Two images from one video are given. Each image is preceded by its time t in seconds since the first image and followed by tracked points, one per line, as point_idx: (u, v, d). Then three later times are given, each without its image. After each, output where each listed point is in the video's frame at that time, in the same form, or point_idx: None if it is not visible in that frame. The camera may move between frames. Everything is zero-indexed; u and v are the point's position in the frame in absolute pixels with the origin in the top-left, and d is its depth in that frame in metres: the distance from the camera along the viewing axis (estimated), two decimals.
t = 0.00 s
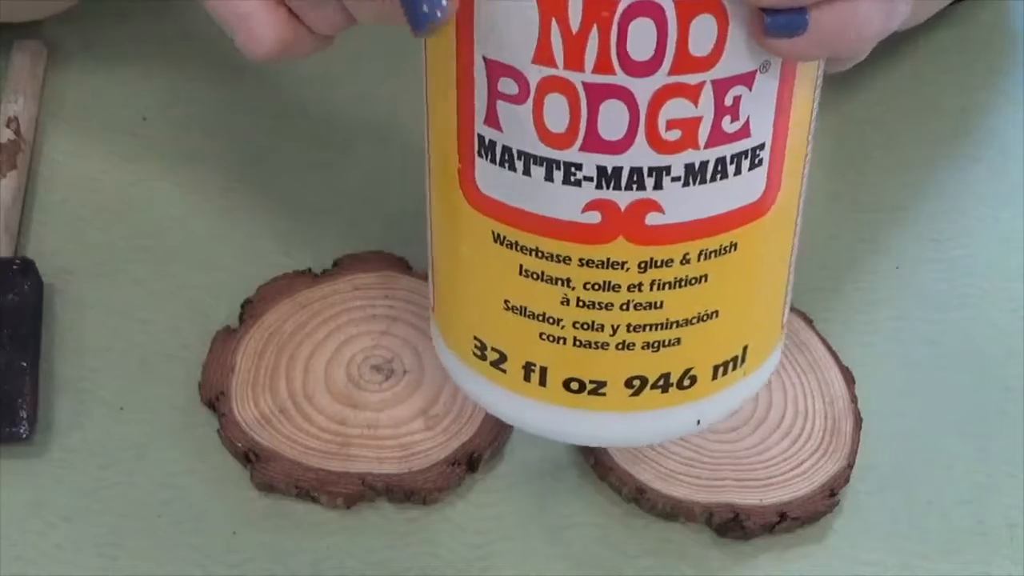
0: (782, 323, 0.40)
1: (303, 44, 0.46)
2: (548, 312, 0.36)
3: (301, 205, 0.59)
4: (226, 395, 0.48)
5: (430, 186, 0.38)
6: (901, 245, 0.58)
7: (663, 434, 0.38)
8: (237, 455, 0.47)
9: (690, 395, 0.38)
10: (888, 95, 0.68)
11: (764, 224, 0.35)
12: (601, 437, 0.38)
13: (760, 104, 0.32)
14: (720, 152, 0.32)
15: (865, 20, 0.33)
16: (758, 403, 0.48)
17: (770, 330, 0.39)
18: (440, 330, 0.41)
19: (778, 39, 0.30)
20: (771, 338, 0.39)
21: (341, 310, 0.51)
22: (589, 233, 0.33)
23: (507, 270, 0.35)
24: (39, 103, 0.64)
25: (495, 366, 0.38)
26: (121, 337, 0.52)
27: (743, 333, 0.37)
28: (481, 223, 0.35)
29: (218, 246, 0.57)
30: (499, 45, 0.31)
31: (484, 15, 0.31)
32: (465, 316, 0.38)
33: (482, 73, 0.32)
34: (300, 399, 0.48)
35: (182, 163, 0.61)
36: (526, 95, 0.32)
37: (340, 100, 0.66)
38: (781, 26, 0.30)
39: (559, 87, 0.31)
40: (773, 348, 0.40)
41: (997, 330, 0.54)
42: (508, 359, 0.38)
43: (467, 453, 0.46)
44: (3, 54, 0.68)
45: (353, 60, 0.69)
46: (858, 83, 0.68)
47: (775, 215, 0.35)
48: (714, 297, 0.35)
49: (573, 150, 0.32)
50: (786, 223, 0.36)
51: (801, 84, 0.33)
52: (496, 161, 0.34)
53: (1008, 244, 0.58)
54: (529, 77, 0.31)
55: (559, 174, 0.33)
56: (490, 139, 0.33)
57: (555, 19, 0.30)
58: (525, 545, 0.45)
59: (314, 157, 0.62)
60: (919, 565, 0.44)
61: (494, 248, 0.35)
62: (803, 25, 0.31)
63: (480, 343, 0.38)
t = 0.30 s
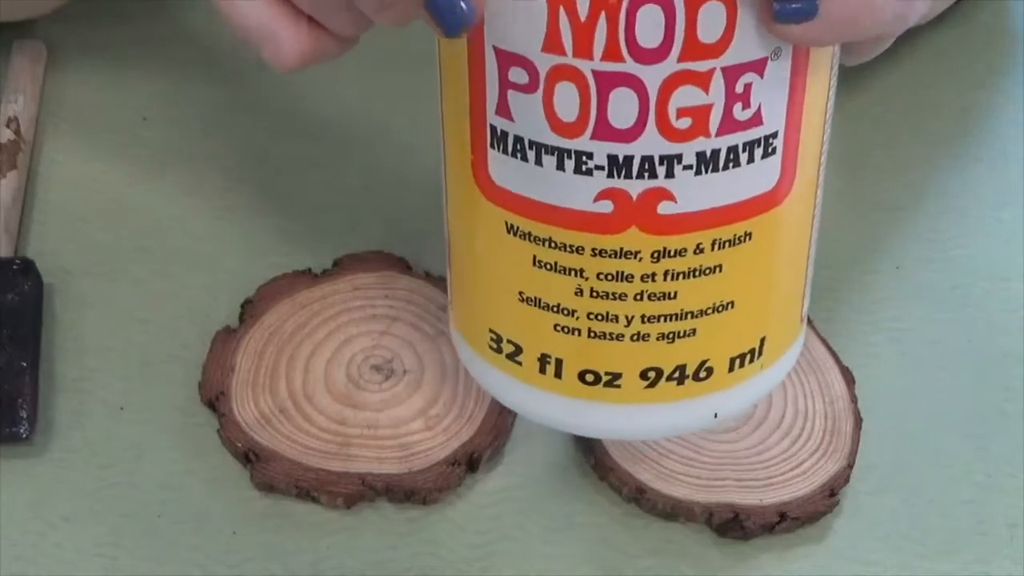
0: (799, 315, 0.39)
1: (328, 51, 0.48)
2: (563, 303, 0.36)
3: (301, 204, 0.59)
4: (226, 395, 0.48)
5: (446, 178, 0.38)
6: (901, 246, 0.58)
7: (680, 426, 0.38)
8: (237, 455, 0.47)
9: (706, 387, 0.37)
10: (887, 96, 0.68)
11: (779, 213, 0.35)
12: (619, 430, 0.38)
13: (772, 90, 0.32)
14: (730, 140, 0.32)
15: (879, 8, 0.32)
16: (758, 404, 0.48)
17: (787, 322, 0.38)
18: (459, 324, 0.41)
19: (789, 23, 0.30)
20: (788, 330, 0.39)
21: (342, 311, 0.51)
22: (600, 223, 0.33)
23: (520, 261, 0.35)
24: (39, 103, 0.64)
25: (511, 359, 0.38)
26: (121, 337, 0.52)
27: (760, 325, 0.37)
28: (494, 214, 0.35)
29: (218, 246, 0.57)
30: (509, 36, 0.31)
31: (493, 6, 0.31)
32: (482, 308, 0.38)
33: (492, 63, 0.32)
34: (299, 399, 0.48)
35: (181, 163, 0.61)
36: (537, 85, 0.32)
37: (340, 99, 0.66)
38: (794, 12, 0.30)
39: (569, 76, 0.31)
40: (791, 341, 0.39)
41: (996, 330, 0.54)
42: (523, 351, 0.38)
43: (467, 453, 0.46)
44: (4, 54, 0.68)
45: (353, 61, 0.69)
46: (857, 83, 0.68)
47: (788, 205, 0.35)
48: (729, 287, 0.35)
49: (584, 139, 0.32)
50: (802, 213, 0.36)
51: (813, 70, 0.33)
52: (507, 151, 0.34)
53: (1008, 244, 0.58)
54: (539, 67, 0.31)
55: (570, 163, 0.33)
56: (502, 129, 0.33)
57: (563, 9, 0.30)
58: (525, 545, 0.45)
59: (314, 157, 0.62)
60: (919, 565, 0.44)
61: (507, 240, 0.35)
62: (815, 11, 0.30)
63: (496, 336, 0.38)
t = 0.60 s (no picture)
0: (803, 302, 0.39)
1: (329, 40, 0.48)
2: (571, 289, 0.36)
3: (301, 204, 0.59)
4: (226, 395, 0.48)
5: (451, 164, 0.38)
6: (901, 245, 0.58)
7: (686, 412, 0.38)
8: (237, 455, 0.47)
9: (712, 373, 0.37)
10: (887, 96, 0.67)
11: (786, 197, 0.35)
12: (623, 417, 0.38)
13: (783, 72, 0.32)
14: (742, 121, 0.32)
15: None
16: (757, 404, 0.48)
17: (793, 308, 0.39)
18: (460, 312, 0.41)
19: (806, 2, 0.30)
20: (794, 316, 0.39)
21: (342, 311, 0.51)
22: (610, 206, 0.33)
23: (527, 246, 0.35)
24: (39, 103, 0.64)
25: (516, 346, 0.38)
26: (121, 337, 0.52)
27: (766, 310, 0.37)
28: (502, 198, 0.35)
29: (218, 246, 0.57)
30: (521, 15, 0.31)
31: None
32: (486, 296, 0.38)
33: (503, 45, 0.32)
34: (299, 398, 0.48)
35: (181, 163, 0.61)
36: (548, 66, 0.32)
37: (340, 99, 0.66)
38: None
39: (581, 56, 0.31)
40: (796, 328, 0.40)
41: (996, 330, 0.54)
42: (528, 338, 0.37)
43: (467, 453, 0.46)
44: (4, 54, 0.68)
45: (353, 61, 0.69)
46: (857, 83, 0.68)
47: (796, 189, 0.35)
48: (737, 271, 0.35)
49: (595, 120, 0.32)
50: (808, 198, 0.36)
51: (824, 51, 0.33)
52: (517, 133, 0.34)
53: (1008, 244, 0.58)
54: (550, 47, 0.31)
55: (581, 145, 0.33)
56: (511, 110, 0.33)
57: None
58: (525, 545, 0.45)
59: (314, 157, 0.62)
60: (919, 565, 0.44)
61: (515, 224, 0.35)
62: None
63: (500, 323, 0.38)
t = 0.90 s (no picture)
0: (804, 305, 0.39)
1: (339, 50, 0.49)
2: (575, 297, 0.36)
3: (301, 204, 0.59)
4: (226, 395, 0.48)
5: (453, 169, 0.38)
6: (901, 245, 0.58)
7: (689, 417, 0.38)
8: (237, 455, 0.47)
9: (715, 379, 0.37)
10: (887, 96, 0.67)
11: (789, 205, 0.35)
12: (627, 422, 0.38)
13: (787, 84, 0.32)
14: (747, 132, 0.32)
15: None
16: (758, 404, 0.48)
17: (794, 313, 0.39)
18: (463, 317, 0.41)
19: (808, 15, 0.30)
20: (795, 320, 0.39)
21: (342, 311, 0.51)
22: (614, 216, 0.33)
23: (530, 255, 0.35)
24: (39, 103, 0.64)
25: (519, 352, 0.38)
26: (121, 337, 0.52)
27: (768, 317, 0.37)
28: (506, 208, 0.35)
29: (218, 246, 0.57)
30: (525, 29, 0.31)
31: None
32: (489, 303, 0.38)
33: (507, 57, 0.32)
34: (299, 398, 0.48)
35: (181, 163, 0.61)
36: (552, 78, 0.32)
37: (340, 99, 0.66)
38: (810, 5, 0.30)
39: (586, 69, 0.31)
40: (796, 332, 0.40)
41: (996, 330, 0.54)
42: (532, 345, 0.38)
43: (467, 453, 0.46)
44: (5, 54, 0.68)
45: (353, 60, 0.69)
46: (857, 83, 0.68)
47: (798, 197, 0.35)
48: (739, 279, 0.35)
49: (600, 132, 0.32)
50: (810, 205, 0.36)
51: (826, 59, 0.33)
52: (522, 145, 0.34)
53: (1008, 244, 0.58)
54: (554, 60, 0.31)
55: (585, 156, 0.33)
56: (515, 122, 0.33)
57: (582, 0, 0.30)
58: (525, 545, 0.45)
59: (314, 157, 0.62)
60: (919, 565, 0.44)
61: (518, 232, 0.35)
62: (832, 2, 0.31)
63: (503, 330, 0.38)
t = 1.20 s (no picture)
0: (799, 316, 0.40)
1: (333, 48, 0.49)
2: (572, 313, 0.36)
3: (301, 204, 0.59)
4: (226, 395, 0.48)
5: (450, 181, 0.38)
6: (901, 245, 0.58)
7: (687, 430, 0.38)
8: (237, 455, 0.47)
9: (712, 392, 0.38)
10: (887, 96, 0.68)
11: (784, 220, 0.35)
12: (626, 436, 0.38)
13: (781, 101, 0.32)
14: (741, 149, 0.32)
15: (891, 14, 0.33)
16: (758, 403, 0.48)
17: (789, 324, 0.39)
18: (461, 329, 0.41)
19: (802, 35, 0.30)
20: (790, 331, 0.39)
21: (342, 311, 0.51)
22: (610, 234, 0.34)
23: (527, 271, 0.36)
24: (39, 103, 0.64)
25: (518, 367, 0.38)
26: (121, 337, 0.52)
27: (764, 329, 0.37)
28: (502, 225, 0.35)
29: (218, 246, 0.57)
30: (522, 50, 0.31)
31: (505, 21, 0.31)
32: (486, 317, 0.38)
33: (503, 77, 0.32)
34: (299, 399, 0.48)
35: (181, 163, 0.61)
36: (548, 99, 0.32)
37: (340, 99, 0.66)
38: (804, 24, 0.30)
39: (581, 90, 0.31)
40: (793, 341, 0.40)
41: (996, 330, 0.54)
42: (531, 360, 0.38)
43: (467, 453, 0.46)
44: (5, 54, 0.68)
45: (353, 61, 0.69)
46: (857, 83, 0.68)
47: (793, 213, 0.35)
48: (736, 293, 0.35)
49: (596, 151, 0.32)
50: (804, 219, 0.36)
51: (820, 74, 0.33)
52: (518, 163, 0.34)
53: (1008, 244, 0.58)
54: (550, 80, 0.31)
55: (582, 175, 0.33)
56: (512, 141, 0.33)
57: (577, 22, 0.30)
58: (525, 545, 0.45)
59: (314, 157, 0.62)
60: (919, 565, 0.44)
61: (514, 249, 0.35)
62: (825, 20, 0.31)
63: (502, 344, 0.38)
